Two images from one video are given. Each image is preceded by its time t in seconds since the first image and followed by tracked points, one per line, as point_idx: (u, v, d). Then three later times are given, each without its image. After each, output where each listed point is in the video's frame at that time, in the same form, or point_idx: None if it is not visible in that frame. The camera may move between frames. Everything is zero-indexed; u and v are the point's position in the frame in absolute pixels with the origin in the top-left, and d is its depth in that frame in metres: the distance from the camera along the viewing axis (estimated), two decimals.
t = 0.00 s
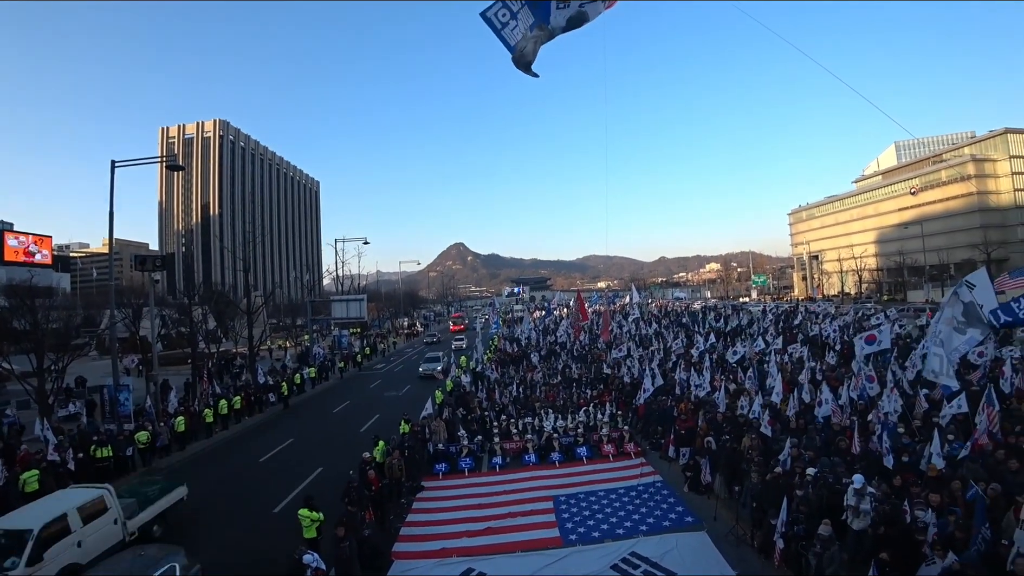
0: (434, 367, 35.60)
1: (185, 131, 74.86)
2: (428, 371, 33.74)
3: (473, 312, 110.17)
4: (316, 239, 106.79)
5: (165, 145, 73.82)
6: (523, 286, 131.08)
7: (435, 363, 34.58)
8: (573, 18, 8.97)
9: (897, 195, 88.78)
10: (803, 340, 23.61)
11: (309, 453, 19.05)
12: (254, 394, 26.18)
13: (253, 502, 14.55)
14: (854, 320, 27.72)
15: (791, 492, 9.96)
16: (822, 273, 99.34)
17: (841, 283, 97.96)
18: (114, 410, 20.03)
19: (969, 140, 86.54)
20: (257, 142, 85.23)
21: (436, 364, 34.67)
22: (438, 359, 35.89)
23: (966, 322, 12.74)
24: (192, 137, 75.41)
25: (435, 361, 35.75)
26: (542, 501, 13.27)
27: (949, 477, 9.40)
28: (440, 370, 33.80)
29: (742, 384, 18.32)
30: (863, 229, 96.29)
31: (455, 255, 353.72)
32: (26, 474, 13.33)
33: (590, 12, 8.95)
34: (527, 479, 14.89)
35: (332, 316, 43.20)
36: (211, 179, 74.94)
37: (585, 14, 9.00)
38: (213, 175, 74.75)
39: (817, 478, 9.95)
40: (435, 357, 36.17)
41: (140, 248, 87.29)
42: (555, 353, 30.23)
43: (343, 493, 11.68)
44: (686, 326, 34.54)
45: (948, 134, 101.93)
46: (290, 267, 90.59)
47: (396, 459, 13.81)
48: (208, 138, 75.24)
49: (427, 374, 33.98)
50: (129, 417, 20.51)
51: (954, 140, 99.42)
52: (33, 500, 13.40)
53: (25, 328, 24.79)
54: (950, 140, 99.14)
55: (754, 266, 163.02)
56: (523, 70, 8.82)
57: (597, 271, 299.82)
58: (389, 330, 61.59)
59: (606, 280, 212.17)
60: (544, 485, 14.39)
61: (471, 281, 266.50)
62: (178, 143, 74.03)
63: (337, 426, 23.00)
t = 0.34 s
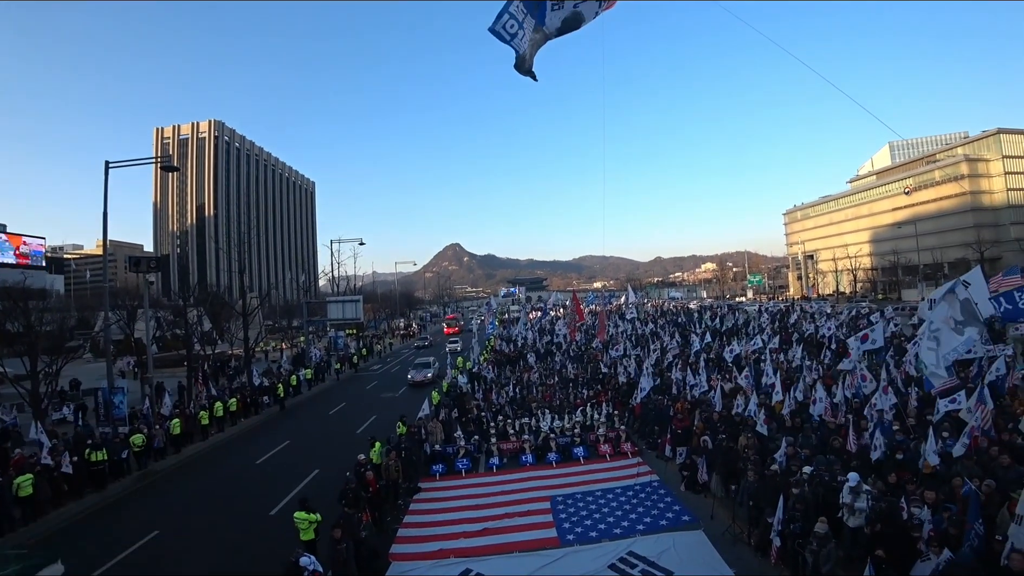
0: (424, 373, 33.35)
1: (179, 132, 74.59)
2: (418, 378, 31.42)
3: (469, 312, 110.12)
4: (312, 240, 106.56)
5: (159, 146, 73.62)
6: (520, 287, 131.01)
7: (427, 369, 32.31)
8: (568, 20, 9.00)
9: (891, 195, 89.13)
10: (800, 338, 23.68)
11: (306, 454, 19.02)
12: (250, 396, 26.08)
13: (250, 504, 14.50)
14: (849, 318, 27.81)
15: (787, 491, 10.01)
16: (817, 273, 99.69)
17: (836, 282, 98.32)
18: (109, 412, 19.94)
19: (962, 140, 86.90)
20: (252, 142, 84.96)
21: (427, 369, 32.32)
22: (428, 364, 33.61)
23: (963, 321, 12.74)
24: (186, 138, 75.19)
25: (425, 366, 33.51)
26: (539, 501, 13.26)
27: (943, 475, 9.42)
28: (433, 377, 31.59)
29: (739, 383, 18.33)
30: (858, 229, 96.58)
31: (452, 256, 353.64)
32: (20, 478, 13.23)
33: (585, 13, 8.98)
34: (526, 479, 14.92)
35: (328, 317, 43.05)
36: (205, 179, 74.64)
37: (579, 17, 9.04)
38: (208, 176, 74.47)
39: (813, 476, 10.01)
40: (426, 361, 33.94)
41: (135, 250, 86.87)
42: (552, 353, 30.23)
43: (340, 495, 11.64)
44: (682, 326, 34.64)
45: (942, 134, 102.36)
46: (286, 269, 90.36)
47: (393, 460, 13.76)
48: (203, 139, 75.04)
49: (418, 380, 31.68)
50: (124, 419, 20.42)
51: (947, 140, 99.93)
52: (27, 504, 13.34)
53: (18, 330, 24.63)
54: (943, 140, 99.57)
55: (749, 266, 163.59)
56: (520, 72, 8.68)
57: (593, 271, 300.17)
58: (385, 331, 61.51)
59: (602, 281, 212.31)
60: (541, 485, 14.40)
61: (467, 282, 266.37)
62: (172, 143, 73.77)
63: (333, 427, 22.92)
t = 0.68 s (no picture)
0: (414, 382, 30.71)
1: (174, 133, 74.77)
2: (407, 388, 28.77)
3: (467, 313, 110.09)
4: (309, 241, 106.49)
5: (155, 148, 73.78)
6: (517, 288, 130.94)
7: (416, 378, 29.77)
8: (564, 17, 8.85)
9: (887, 194, 89.37)
10: (796, 337, 23.75)
11: (303, 456, 19.00)
12: (247, 398, 26.03)
13: (248, 506, 14.47)
14: (845, 316, 27.89)
15: (784, 489, 10.04)
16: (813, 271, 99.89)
17: (832, 281, 98.57)
18: (106, 415, 19.87)
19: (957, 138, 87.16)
20: (248, 144, 84.84)
21: (416, 379, 29.72)
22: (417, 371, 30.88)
23: (961, 319, 12.76)
24: (182, 140, 75.47)
25: (414, 374, 30.95)
26: (538, 501, 13.27)
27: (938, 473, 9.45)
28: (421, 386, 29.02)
29: (736, 382, 18.36)
30: (854, 227, 96.76)
31: (449, 256, 353.52)
32: (16, 482, 13.14)
33: (580, 12, 8.82)
34: (524, 479, 14.92)
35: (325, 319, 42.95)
36: (201, 181, 74.59)
37: (576, 14, 8.86)
38: (204, 177, 74.36)
39: (811, 474, 10.04)
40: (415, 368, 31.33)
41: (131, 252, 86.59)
42: (549, 353, 30.20)
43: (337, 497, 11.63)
44: (679, 325, 34.71)
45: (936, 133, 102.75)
46: (282, 270, 90.23)
47: (391, 461, 13.74)
48: (199, 140, 75.22)
49: (406, 390, 29.11)
50: (121, 422, 20.32)
51: (942, 138, 100.32)
52: (24, 508, 13.29)
53: (13, 334, 24.49)
54: (938, 139, 99.95)
55: (746, 265, 163.99)
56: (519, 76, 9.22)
57: (591, 271, 300.44)
58: (383, 332, 61.45)
59: (600, 281, 212.42)
60: (539, 485, 14.39)
61: (464, 282, 266.26)
62: (168, 145, 73.78)
63: (330, 429, 22.86)
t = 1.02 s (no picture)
0: (404, 391, 27.87)
1: (172, 134, 74.53)
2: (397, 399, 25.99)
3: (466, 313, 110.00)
4: (307, 242, 106.38)
5: (152, 149, 73.62)
6: (517, 288, 130.84)
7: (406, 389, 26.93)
8: (560, 9, 9.03)
9: (885, 191, 89.45)
10: (795, 335, 23.77)
11: (302, 457, 19.01)
12: (246, 399, 26.01)
13: (247, 507, 14.49)
14: (844, 314, 27.89)
15: (784, 487, 10.05)
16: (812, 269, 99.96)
17: (831, 279, 98.62)
18: (105, 417, 19.84)
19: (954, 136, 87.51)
20: (246, 145, 84.68)
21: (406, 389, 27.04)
22: (408, 379, 27.89)
23: (959, 315, 12.78)
24: (179, 141, 75.25)
25: (406, 381, 28.45)
26: (538, 500, 13.27)
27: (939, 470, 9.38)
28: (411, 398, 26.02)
29: (736, 380, 18.32)
30: (853, 225, 96.77)
31: (448, 257, 353.43)
32: (15, 484, 13.12)
33: (577, 8, 8.96)
34: (524, 479, 14.94)
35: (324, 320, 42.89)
36: (199, 182, 74.47)
37: (574, 9, 9.03)
38: (201, 178, 74.25)
39: (809, 473, 10.06)
40: (406, 375, 28.74)
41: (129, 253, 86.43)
42: (549, 353, 30.17)
43: (335, 497, 11.63)
44: (678, 323, 34.72)
45: (933, 131, 103.08)
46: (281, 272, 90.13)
47: (391, 461, 13.75)
48: (196, 141, 75.03)
49: (394, 402, 26.19)
50: (121, 425, 20.29)
51: (940, 136, 100.43)
52: (23, 511, 13.27)
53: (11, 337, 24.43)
54: (935, 136, 100.28)
55: (745, 263, 164.20)
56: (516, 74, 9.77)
57: (590, 270, 300.52)
58: (382, 332, 61.40)
59: (599, 280, 212.54)
60: (539, 484, 14.39)
61: (463, 283, 265.98)
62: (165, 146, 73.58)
63: (331, 430, 22.83)
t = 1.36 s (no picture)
0: (393, 401, 24.91)
1: (170, 133, 74.38)
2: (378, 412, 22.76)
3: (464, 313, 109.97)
4: (305, 242, 106.25)
5: (150, 148, 73.46)
6: (515, 288, 130.69)
7: (394, 398, 23.94)
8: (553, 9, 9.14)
9: (883, 192, 89.70)
10: (793, 335, 23.81)
11: (299, 456, 18.98)
12: (244, 398, 25.97)
13: (245, 507, 14.47)
14: (841, 314, 27.95)
15: (781, 486, 10.07)
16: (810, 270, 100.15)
17: (829, 279, 98.79)
18: (102, 416, 19.78)
19: (951, 137, 88.00)
20: (244, 144, 84.58)
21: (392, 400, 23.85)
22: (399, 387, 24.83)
23: (956, 316, 12.85)
24: (177, 140, 75.11)
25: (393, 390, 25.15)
26: (535, 500, 13.26)
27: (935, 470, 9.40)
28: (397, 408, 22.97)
29: (734, 380, 18.33)
30: (851, 225, 96.87)
31: (446, 256, 353.23)
32: (11, 484, 13.08)
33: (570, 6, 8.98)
34: (522, 478, 14.91)
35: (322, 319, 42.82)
36: (197, 181, 74.35)
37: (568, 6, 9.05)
38: (200, 177, 74.12)
39: (807, 472, 10.06)
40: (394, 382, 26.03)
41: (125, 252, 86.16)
42: (547, 352, 30.17)
43: (333, 497, 11.63)
44: (676, 323, 34.75)
45: (930, 132, 103.50)
46: (279, 271, 89.99)
47: (389, 461, 13.74)
48: (194, 140, 74.91)
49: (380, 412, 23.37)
50: (118, 424, 20.23)
51: (937, 137, 100.83)
52: (19, 510, 13.23)
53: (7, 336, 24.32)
54: (932, 137, 100.73)
55: (743, 264, 164.54)
56: (512, 68, 9.98)
57: (588, 270, 300.66)
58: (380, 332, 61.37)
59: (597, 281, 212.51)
60: (537, 484, 14.38)
61: (461, 282, 265.90)
62: (163, 145, 73.42)
63: (328, 429, 22.82)
